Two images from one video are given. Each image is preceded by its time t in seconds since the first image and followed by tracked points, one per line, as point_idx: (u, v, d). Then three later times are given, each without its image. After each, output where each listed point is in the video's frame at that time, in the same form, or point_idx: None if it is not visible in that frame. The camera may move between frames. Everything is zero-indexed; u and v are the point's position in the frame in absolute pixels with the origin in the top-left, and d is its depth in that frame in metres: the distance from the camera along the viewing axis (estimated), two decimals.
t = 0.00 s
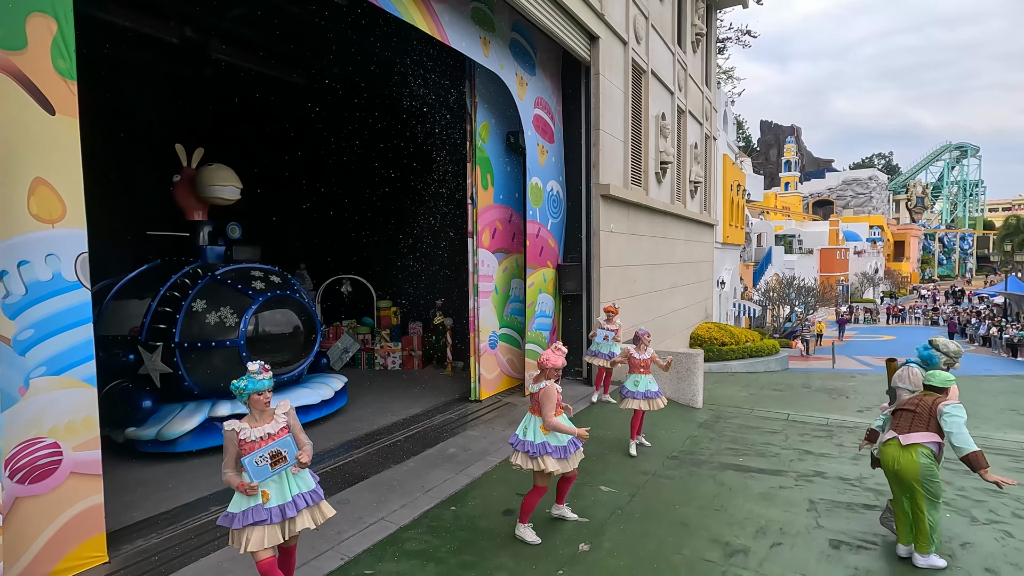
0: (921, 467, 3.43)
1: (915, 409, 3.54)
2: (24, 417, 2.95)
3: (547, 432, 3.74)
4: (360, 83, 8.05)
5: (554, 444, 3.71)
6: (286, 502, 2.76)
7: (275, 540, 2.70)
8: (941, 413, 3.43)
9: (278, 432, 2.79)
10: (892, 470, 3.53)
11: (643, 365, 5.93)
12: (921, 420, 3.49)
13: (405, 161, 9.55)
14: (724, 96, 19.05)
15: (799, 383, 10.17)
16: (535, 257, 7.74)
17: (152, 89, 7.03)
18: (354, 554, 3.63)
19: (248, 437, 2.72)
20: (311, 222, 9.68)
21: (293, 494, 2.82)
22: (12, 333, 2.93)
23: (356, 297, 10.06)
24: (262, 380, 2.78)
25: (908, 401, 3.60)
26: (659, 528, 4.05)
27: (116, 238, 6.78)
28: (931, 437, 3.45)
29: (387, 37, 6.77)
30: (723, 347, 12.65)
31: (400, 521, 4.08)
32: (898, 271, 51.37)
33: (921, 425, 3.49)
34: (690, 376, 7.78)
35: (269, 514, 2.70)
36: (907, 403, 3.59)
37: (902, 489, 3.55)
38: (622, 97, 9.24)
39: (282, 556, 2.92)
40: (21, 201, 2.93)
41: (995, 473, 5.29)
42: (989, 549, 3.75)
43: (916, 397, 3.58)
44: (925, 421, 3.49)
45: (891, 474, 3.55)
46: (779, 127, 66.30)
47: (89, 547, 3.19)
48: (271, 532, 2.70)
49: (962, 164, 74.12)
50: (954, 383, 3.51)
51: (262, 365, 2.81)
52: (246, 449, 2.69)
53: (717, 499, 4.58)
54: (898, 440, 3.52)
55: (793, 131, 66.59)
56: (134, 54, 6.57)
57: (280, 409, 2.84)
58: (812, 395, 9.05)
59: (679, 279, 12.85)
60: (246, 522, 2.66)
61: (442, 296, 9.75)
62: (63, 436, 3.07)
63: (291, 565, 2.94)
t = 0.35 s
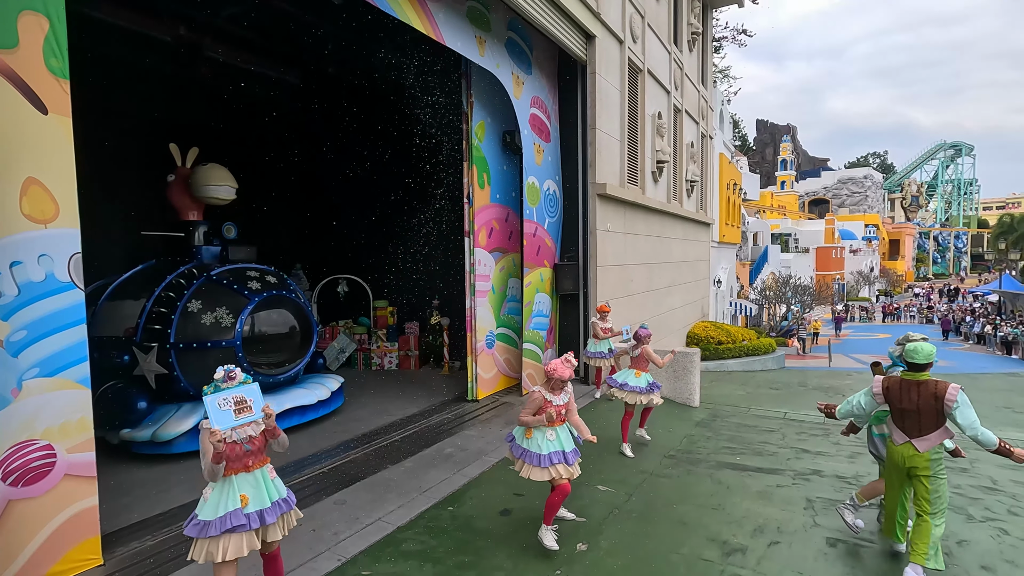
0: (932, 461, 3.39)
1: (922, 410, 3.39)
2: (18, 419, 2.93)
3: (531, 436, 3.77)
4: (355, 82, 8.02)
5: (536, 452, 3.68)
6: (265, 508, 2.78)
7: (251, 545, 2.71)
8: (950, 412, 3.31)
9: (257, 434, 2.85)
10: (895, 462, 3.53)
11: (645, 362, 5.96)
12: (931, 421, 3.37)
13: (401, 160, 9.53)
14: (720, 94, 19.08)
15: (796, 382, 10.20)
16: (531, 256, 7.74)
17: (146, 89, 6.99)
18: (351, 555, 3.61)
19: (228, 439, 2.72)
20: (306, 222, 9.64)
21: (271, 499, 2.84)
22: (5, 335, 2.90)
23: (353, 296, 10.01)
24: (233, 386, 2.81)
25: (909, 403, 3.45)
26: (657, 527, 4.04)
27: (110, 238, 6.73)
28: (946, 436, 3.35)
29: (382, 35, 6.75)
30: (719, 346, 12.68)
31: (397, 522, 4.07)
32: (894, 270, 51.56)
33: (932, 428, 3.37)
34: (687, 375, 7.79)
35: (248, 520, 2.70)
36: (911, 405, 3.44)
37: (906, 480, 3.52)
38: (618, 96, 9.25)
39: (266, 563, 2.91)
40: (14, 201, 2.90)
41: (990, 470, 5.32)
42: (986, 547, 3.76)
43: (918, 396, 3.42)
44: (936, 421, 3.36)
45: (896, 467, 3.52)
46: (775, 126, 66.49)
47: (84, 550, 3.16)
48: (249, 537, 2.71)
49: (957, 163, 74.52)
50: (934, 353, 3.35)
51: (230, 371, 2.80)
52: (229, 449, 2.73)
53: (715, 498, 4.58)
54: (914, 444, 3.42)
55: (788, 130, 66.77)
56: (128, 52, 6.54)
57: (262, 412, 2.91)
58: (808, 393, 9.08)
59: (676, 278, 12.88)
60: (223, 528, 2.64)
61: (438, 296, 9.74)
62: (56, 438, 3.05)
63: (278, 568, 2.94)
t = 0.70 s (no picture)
0: (930, 485, 3.23)
1: (917, 439, 3.22)
2: (9, 421, 2.91)
3: (519, 447, 3.58)
4: (349, 81, 7.99)
5: (530, 463, 3.50)
6: (202, 535, 2.59)
7: (189, 574, 2.56)
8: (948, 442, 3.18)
9: (200, 454, 2.68)
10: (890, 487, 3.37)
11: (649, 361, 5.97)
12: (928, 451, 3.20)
13: (397, 160, 9.50)
14: (717, 94, 19.09)
15: (792, 381, 10.22)
16: (527, 256, 7.73)
17: (141, 89, 6.96)
18: (345, 556, 3.60)
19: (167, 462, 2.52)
20: (302, 222, 9.62)
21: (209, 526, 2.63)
22: None
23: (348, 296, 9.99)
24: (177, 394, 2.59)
25: (898, 430, 3.29)
26: (652, 528, 4.04)
27: (104, 238, 6.70)
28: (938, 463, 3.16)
29: (377, 33, 6.73)
30: (716, 345, 12.70)
31: (393, 523, 4.07)
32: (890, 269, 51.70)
33: (922, 456, 3.20)
34: (683, 375, 7.80)
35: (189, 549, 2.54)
36: (899, 434, 3.28)
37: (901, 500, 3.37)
38: (614, 96, 9.25)
39: None
40: (5, 202, 2.89)
41: (984, 469, 5.33)
42: (978, 547, 3.77)
43: (907, 426, 3.26)
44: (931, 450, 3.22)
45: (893, 494, 3.37)
46: (772, 125, 66.58)
47: (76, 552, 3.15)
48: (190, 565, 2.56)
49: (953, 163, 74.73)
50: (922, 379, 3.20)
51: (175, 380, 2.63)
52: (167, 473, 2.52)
53: (710, 498, 4.58)
54: (903, 471, 3.27)
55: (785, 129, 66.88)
56: (122, 52, 6.52)
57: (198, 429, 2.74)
58: (804, 393, 9.09)
59: (673, 277, 12.89)
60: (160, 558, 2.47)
61: (434, 296, 9.73)
62: (49, 440, 3.03)
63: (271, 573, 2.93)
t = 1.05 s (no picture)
0: (915, 471, 3.29)
1: (901, 412, 3.33)
2: (7, 421, 2.89)
3: (492, 447, 3.37)
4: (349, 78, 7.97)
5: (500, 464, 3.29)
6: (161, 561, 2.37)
7: None
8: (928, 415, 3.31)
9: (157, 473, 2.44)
10: (876, 474, 3.41)
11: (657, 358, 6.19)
12: (910, 425, 3.31)
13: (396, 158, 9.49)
14: (717, 92, 19.06)
15: (791, 380, 10.22)
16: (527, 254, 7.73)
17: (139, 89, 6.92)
18: (345, 556, 3.59)
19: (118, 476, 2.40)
20: (301, 220, 9.59)
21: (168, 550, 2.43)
22: None
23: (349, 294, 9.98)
24: (133, 408, 2.41)
25: (887, 409, 3.37)
26: (652, 527, 4.04)
27: (103, 237, 6.68)
28: (922, 442, 3.30)
29: (376, 31, 6.71)
30: (716, 344, 12.71)
31: (393, 522, 4.06)
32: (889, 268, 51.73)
33: (910, 432, 3.31)
34: (683, 373, 7.79)
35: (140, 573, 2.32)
36: (887, 407, 3.37)
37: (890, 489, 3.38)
38: (615, 94, 9.23)
39: None
40: (4, 200, 2.87)
41: (984, 467, 5.34)
42: (979, 545, 3.77)
43: (893, 395, 3.37)
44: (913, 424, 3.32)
45: (881, 482, 3.40)
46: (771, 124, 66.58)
47: (73, 553, 3.12)
48: None
49: (952, 161, 74.79)
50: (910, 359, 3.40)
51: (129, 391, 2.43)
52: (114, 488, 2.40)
53: (711, 497, 4.58)
54: (892, 452, 3.32)
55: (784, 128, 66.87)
56: (120, 50, 6.50)
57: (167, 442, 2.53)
58: (804, 391, 9.09)
59: (673, 276, 12.89)
60: None
61: (434, 295, 9.71)
62: (47, 440, 3.03)
63: None
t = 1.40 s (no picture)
0: (896, 463, 3.37)
1: (884, 408, 3.44)
2: (11, 420, 2.88)
3: (502, 462, 3.26)
4: (351, 77, 7.97)
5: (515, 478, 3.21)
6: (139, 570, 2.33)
7: None
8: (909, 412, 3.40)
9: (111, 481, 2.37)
10: (862, 468, 3.48)
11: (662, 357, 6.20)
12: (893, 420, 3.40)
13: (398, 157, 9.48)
14: (717, 91, 19.05)
15: (793, 379, 10.22)
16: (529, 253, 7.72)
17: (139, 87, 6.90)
18: (350, 555, 3.59)
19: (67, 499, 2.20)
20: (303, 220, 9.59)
21: (141, 560, 2.37)
22: None
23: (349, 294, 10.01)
24: (67, 429, 2.21)
25: (872, 405, 3.47)
26: (656, 526, 4.04)
27: (105, 236, 6.67)
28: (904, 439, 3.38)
29: (379, 29, 6.71)
30: (717, 343, 12.72)
31: (397, 521, 4.06)
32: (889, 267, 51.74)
33: (895, 425, 3.40)
34: (685, 372, 7.80)
35: None
36: (872, 404, 3.47)
37: (872, 484, 3.47)
38: (617, 93, 9.24)
39: None
40: (8, 199, 2.87)
41: (987, 466, 5.34)
42: (984, 544, 3.78)
43: (878, 391, 3.48)
44: (896, 421, 3.40)
45: (864, 476, 3.47)
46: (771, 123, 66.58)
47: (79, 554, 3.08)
48: None
49: (952, 160, 74.83)
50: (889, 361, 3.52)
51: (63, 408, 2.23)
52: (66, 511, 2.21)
53: (714, 496, 4.59)
54: (880, 445, 3.39)
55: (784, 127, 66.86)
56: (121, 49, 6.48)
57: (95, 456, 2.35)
58: (806, 390, 9.11)
59: (674, 275, 12.90)
60: None
61: (436, 294, 9.71)
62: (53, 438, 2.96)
63: None
